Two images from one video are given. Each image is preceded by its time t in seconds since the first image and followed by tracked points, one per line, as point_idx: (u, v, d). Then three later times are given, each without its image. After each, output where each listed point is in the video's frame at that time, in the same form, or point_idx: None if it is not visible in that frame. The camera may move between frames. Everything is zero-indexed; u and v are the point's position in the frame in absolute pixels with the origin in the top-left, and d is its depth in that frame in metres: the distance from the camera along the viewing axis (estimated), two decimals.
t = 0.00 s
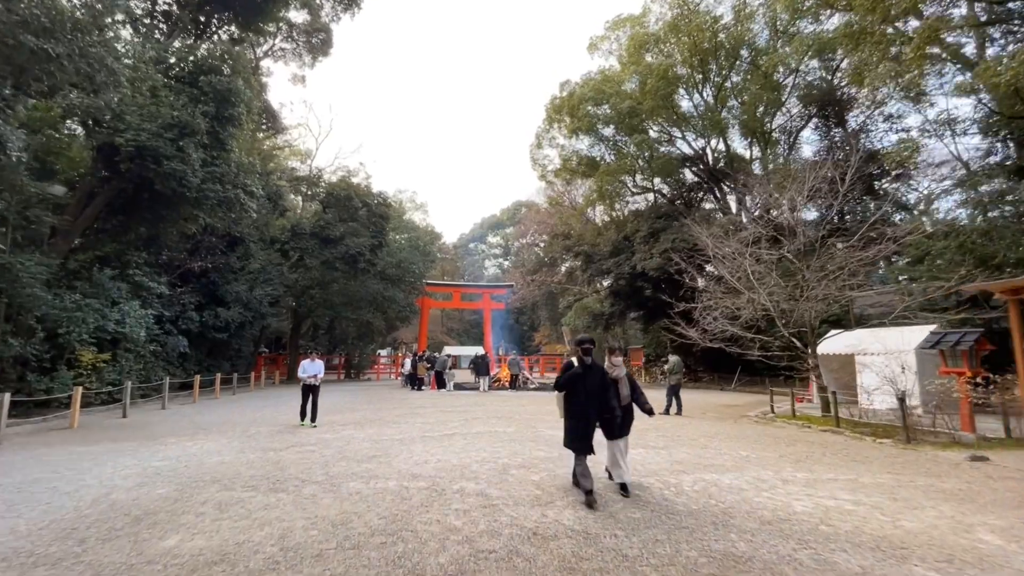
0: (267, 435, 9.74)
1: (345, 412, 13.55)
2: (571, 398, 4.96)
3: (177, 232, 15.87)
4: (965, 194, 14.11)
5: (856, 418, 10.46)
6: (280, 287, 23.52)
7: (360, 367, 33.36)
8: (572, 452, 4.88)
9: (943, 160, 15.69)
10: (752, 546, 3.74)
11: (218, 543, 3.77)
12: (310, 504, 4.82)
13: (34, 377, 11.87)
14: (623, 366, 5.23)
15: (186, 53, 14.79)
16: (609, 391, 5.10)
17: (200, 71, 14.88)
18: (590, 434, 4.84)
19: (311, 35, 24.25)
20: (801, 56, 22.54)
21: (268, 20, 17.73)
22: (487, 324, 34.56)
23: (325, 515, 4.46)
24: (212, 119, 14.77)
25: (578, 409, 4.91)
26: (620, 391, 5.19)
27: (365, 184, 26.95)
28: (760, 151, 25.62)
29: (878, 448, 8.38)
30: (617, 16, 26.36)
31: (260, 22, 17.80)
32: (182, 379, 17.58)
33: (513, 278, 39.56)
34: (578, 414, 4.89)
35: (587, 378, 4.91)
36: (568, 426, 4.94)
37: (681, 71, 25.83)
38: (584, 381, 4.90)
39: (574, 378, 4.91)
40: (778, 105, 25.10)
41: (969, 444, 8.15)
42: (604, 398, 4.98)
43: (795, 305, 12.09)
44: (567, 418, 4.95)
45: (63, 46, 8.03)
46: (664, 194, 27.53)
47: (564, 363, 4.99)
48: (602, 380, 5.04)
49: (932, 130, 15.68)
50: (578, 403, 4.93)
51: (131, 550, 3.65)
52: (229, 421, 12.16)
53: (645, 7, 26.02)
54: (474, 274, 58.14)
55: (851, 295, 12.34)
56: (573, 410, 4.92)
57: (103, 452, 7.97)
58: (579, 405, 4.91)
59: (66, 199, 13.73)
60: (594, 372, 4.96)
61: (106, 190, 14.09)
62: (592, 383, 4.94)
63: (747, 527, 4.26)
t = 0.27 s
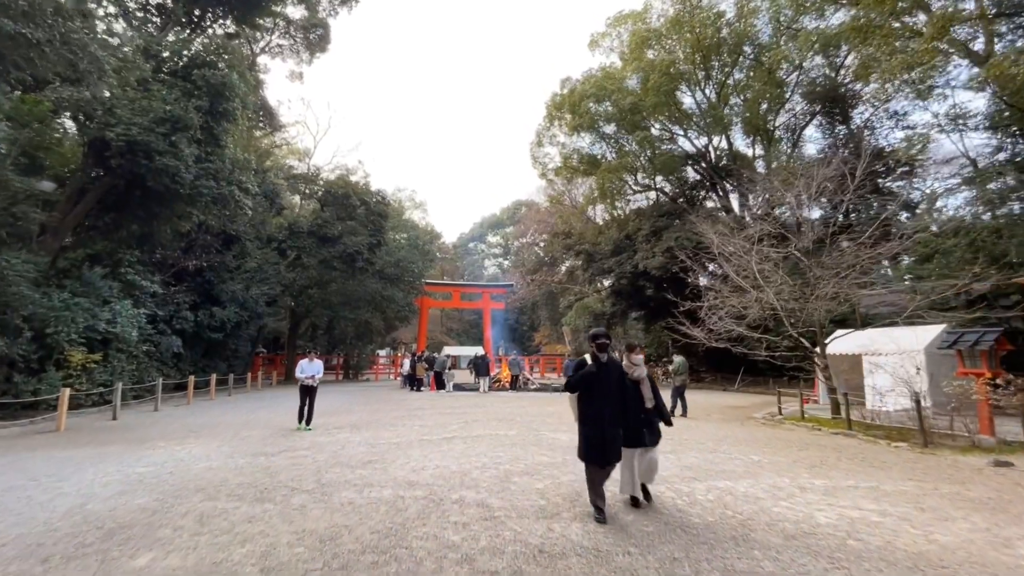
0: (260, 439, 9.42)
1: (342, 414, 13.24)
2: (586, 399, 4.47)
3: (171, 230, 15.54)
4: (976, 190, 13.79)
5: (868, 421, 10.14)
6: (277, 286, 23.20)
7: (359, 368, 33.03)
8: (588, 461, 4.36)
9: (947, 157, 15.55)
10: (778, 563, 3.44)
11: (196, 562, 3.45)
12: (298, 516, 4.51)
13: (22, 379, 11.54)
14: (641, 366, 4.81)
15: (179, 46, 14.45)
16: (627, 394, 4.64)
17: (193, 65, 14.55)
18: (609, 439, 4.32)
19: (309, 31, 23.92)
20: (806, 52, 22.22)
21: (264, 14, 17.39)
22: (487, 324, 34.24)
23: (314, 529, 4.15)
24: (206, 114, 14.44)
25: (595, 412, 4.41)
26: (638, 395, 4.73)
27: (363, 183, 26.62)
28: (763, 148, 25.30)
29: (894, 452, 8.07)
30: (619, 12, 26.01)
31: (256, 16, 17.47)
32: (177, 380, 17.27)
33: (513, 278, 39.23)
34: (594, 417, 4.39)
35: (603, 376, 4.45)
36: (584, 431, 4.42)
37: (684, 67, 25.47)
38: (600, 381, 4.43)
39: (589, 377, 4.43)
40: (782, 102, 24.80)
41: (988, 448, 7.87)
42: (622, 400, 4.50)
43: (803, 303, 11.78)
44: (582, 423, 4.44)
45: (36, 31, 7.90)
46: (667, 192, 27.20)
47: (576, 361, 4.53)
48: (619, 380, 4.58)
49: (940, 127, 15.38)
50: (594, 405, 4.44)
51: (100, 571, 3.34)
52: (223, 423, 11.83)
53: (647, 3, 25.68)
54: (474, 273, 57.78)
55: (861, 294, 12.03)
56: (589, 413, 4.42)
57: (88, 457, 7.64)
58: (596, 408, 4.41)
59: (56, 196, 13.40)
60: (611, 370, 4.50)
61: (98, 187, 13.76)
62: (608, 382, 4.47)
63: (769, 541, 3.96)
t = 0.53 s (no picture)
0: (252, 442, 9.10)
1: (337, 417, 12.91)
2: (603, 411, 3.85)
3: (164, 228, 15.23)
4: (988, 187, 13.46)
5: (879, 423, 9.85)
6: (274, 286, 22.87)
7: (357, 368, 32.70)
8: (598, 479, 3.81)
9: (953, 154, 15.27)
10: None
11: None
12: (281, 529, 4.18)
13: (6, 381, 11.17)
14: (670, 374, 4.12)
15: (172, 39, 14.10)
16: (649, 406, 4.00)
17: (186, 59, 14.22)
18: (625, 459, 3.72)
19: (306, 27, 23.60)
20: (810, 49, 21.95)
21: (258, 7, 17.05)
22: (487, 324, 33.91)
23: (295, 545, 3.82)
24: (198, 108, 14.12)
25: (610, 427, 3.80)
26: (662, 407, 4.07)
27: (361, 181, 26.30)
28: (766, 146, 24.95)
29: (909, 457, 7.74)
30: (620, 9, 25.69)
31: (251, 9, 17.10)
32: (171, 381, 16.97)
33: (513, 278, 38.88)
34: (610, 432, 3.79)
35: (625, 387, 3.78)
36: (594, 446, 3.84)
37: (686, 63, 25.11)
38: (621, 391, 3.78)
39: (607, 386, 3.78)
40: (785, 101, 24.47)
41: (1008, 453, 7.55)
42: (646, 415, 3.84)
43: (817, 304, 11.41)
44: (594, 436, 3.84)
45: (10, 17, 7.67)
46: (669, 191, 26.85)
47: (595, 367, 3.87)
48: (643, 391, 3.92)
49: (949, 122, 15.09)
50: (611, 419, 3.80)
51: None
52: (215, 427, 11.51)
53: None
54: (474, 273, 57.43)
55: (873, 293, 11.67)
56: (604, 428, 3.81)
57: (69, 463, 7.32)
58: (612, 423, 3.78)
59: (43, 194, 13.05)
60: (635, 381, 3.82)
61: (87, 183, 13.44)
62: (632, 395, 3.80)
63: (792, 559, 3.65)
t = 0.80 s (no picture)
0: (241, 445, 8.73)
1: (331, 418, 12.52)
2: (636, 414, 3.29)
3: (154, 224, 14.85)
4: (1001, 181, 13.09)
5: (894, 425, 9.48)
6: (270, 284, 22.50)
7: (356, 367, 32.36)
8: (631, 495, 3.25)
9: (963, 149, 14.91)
10: None
11: None
12: (256, 547, 3.78)
13: None
14: (709, 371, 3.55)
15: (162, 29, 13.70)
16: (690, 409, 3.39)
17: (176, 50, 13.83)
18: (656, 473, 3.17)
19: (303, 21, 23.20)
20: (816, 42, 21.54)
21: None
22: (486, 323, 33.56)
23: (271, 566, 3.43)
24: (189, 101, 13.72)
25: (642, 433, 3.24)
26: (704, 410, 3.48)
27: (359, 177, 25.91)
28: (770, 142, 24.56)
29: (929, 461, 7.36)
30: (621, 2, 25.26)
31: None
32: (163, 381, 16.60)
33: (513, 276, 38.51)
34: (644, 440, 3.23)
35: (664, 389, 3.22)
36: (627, 455, 3.28)
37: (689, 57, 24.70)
38: (658, 394, 3.21)
39: (642, 386, 3.21)
40: (790, 97, 24.07)
41: None
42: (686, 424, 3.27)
43: (826, 300, 11.06)
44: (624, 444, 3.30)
45: None
46: (671, 188, 26.46)
47: (629, 363, 3.31)
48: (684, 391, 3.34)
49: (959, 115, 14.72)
50: (645, 425, 3.24)
51: None
52: (204, 428, 11.13)
53: None
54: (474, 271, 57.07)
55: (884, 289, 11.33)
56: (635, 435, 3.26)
57: (45, 467, 6.94)
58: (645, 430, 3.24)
59: (29, 188, 12.65)
60: (676, 381, 3.26)
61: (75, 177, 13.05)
62: (671, 399, 3.23)
63: None
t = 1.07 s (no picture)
0: (230, 448, 8.41)
1: (326, 419, 12.19)
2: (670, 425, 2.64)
3: (146, 220, 14.52)
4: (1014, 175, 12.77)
5: (906, 427, 9.24)
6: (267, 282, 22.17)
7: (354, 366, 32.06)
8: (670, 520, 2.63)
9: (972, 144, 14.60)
10: None
11: None
12: (232, 564, 3.47)
13: None
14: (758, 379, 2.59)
15: (152, 19, 13.35)
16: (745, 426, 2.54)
17: (167, 41, 13.48)
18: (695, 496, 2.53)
19: (299, 15, 22.84)
20: (820, 36, 21.18)
21: None
22: (486, 321, 33.25)
23: None
24: (180, 93, 13.36)
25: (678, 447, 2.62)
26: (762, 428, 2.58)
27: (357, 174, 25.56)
28: (773, 137, 24.22)
29: (946, 465, 7.05)
30: None
31: None
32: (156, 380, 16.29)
33: (513, 274, 38.18)
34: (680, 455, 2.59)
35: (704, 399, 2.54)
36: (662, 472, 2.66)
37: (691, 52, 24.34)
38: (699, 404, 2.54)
39: (672, 390, 2.55)
40: (793, 92, 23.72)
41: None
42: (737, 443, 2.54)
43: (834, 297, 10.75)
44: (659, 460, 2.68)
45: None
46: (672, 184, 26.13)
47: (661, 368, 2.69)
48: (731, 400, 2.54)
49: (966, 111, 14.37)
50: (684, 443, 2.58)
51: None
52: (194, 429, 10.80)
53: None
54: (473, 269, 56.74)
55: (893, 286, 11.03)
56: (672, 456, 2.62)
57: (23, 472, 6.63)
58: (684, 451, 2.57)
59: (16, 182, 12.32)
60: (723, 389, 2.56)
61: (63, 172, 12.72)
62: (716, 408, 2.52)
63: None
